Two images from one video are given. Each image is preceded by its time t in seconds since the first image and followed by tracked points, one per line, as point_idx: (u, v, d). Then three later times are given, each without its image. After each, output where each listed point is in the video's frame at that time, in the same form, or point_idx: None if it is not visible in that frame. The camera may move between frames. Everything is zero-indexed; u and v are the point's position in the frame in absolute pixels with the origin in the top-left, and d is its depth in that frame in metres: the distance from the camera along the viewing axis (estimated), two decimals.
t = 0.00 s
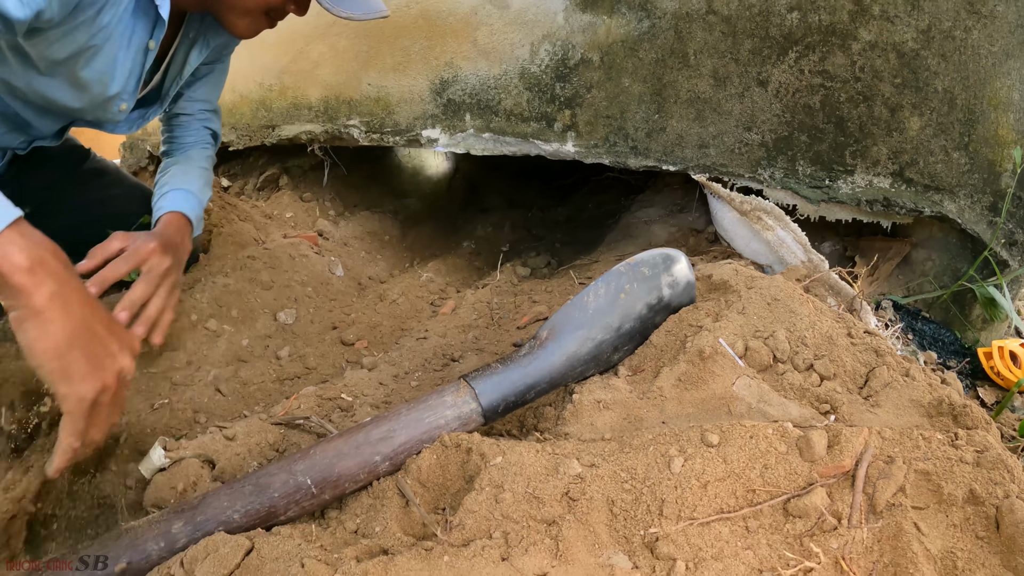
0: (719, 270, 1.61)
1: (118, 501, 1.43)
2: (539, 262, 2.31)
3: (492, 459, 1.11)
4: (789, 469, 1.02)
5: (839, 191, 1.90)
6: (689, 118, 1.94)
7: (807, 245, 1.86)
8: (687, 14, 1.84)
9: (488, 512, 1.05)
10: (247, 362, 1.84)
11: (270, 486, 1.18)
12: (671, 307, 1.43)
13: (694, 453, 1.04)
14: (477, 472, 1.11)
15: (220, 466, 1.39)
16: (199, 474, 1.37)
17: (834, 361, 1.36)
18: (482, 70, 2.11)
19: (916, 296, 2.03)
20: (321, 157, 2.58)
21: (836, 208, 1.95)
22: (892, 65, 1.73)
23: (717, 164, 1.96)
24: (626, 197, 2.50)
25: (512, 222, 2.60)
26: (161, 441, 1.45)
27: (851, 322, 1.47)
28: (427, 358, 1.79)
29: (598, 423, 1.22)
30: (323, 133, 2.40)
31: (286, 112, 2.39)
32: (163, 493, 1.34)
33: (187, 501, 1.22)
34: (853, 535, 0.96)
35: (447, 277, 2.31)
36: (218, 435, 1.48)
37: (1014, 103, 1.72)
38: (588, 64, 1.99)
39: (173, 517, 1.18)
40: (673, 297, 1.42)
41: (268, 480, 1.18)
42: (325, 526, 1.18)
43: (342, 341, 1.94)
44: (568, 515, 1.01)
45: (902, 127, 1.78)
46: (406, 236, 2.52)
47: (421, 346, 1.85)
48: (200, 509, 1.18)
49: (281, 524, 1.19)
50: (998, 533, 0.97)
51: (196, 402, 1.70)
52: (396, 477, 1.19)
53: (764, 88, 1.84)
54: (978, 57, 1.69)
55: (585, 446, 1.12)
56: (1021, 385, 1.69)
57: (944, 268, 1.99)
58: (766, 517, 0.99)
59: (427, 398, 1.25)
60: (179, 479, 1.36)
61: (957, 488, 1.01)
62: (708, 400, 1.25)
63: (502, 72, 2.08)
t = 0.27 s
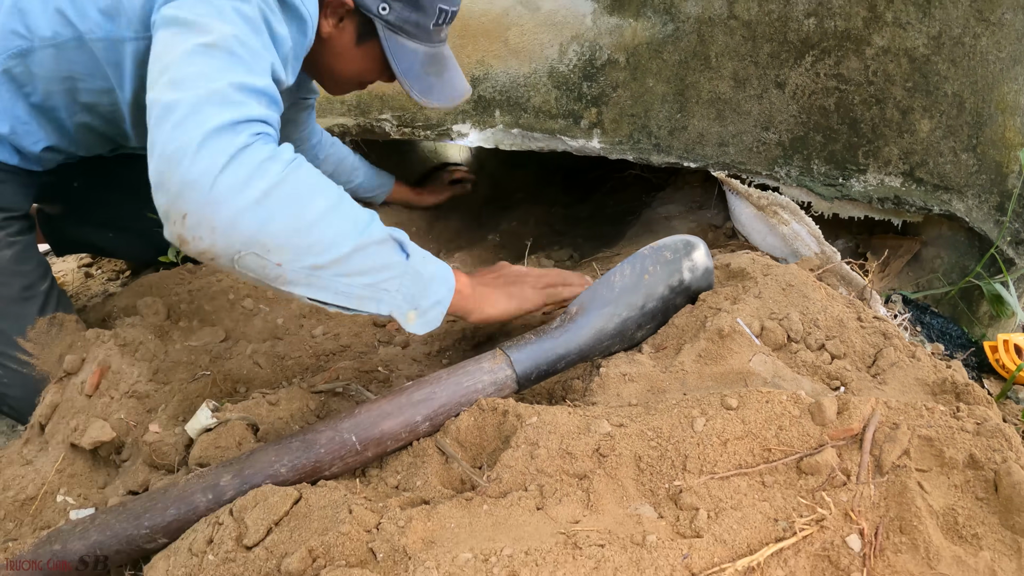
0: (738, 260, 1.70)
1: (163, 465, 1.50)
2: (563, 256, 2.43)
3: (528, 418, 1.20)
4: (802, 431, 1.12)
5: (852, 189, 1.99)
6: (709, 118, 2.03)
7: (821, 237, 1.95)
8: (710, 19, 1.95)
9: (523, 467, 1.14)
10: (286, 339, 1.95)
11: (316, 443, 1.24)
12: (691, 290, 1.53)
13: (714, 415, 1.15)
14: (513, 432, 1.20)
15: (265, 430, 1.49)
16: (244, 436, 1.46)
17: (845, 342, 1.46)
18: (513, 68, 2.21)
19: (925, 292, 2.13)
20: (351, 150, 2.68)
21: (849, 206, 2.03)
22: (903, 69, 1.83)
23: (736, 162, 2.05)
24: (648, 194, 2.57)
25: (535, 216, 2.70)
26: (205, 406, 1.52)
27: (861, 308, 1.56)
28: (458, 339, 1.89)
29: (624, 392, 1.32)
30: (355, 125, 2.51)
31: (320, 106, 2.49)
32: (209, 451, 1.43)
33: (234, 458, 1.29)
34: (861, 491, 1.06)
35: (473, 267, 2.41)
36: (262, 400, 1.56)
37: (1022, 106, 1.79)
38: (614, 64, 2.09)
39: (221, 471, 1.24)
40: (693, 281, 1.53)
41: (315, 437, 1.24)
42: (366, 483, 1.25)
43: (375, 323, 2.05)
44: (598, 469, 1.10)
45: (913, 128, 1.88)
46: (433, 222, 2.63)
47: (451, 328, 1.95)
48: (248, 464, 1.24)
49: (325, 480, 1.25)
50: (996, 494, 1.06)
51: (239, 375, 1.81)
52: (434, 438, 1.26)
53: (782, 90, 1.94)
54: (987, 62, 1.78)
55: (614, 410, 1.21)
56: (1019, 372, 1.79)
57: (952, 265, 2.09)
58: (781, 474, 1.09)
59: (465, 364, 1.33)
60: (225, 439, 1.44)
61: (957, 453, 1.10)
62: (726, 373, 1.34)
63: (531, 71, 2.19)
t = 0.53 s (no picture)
0: (750, 265, 1.76)
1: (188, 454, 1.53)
2: (577, 258, 2.49)
3: (551, 415, 1.25)
4: (811, 431, 1.17)
5: (862, 199, 2.02)
6: (723, 126, 2.08)
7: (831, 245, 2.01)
8: (726, 29, 2.03)
9: (546, 462, 1.18)
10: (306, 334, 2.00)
11: (346, 435, 1.27)
12: (705, 294, 1.59)
13: (729, 415, 1.20)
14: (536, 427, 1.27)
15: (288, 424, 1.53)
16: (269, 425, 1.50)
17: (852, 347, 1.51)
18: (531, 73, 2.26)
19: (931, 300, 2.19)
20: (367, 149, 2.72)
21: (859, 216, 2.07)
22: (914, 82, 1.91)
23: (749, 169, 2.08)
24: (660, 198, 2.61)
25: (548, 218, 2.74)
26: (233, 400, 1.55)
27: (867, 315, 1.62)
28: (475, 337, 1.94)
29: (640, 392, 1.37)
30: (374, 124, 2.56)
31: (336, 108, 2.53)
32: (236, 444, 1.47)
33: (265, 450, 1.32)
34: (866, 489, 1.11)
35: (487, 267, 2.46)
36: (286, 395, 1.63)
37: None
38: (631, 71, 2.15)
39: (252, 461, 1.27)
40: (706, 286, 1.58)
41: (345, 430, 1.27)
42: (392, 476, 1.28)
43: (393, 320, 2.10)
44: (618, 465, 1.16)
45: (922, 140, 1.94)
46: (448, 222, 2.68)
47: (468, 326, 2.01)
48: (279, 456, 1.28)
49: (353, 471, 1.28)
50: (995, 496, 1.12)
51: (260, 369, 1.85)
52: (459, 433, 1.30)
53: (795, 100, 2.00)
54: (996, 77, 1.88)
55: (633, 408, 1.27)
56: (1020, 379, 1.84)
57: (958, 275, 2.16)
58: (791, 472, 1.14)
59: (490, 361, 1.37)
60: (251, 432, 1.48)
61: (958, 455, 1.16)
62: (738, 375, 1.39)
63: (550, 75, 2.24)
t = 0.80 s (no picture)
0: (781, 269, 1.78)
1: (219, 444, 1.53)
2: (600, 255, 2.51)
3: (597, 411, 1.27)
4: (851, 432, 1.19)
5: (888, 206, 2.05)
6: (754, 129, 2.09)
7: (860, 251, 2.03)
8: (760, 32, 2.01)
9: (592, 458, 1.21)
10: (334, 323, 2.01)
11: (389, 428, 1.27)
12: (739, 295, 1.62)
13: (772, 413, 1.22)
14: (582, 423, 1.28)
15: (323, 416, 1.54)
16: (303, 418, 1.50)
17: (883, 351, 1.53)
18: (563, 69, 2.28)
19: (952, 308, 2.20)
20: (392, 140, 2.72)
21: (884, 222, 2.09)
22: (943, 93, 1.89)
23: (778, 173, 2.11)
24: (682, 199, 2.63)
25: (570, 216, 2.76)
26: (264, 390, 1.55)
27: (897, 321, 1.63)
28: (505, 330, 1.96)
29: (679, 390, 1.40)
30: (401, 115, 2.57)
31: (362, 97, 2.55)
32: (269, 435, 1.46)
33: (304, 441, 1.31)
34: (906, 488, 1.13)
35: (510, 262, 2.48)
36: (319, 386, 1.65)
37: None
38: (664, 71, 2.16)
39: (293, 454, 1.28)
40: (741, 287, 1.61)
41: (388, 422, 1.27)
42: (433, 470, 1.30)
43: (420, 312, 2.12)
44: (665, 461, 1.18)
45: (949, 150, 1.94)
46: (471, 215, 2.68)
47: (497, 320, 2.02)
48: (320, 448, 1.28)
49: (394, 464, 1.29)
50: None
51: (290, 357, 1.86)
52: (501, 427, 1.33)
53: (826, 106, 2.00)
54: None
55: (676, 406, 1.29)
56: None
57: (979, 283, 2.17)
58: (831, 471, 1.16)
59: (532, 356, 1.40)
60: (288, 422, 1.48)
61: (990, 458, 1.18)
62: (774, 375, 1.42)
63: (581, 72, 2.26)
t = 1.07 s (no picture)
0: (795, 268, 1.71)
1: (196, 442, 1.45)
2: (603, 250, 2.43)
3: (601, 418, 1.19)
4: (873, 446, 1.12)
5: (903, 205, 1.96)
6: (767, 122, 2.01)
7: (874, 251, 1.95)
8: (775, 22, 1.90)
9: (595, 469, 1.13)
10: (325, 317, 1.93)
11: (376, 435, 1.20)
12: (751, 295, 1.54)
13: (790, 424, 1.14)
14: (585, 431, 1.21)
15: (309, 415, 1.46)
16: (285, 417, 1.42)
17: (902, 358, 1.46)
18: (568, 55, 2.22)
19: (965, 313, 2.13)
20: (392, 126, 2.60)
21: (898, 221, 2.01)
22: (961, 90, 1.77)
23: (789, 168, 2.04)
24: (689, 196, 2.53)
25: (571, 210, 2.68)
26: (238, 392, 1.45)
27: (915, 325, 1.56)
28: (503, 327, 1.88)
29: (687, 396, 1.32)
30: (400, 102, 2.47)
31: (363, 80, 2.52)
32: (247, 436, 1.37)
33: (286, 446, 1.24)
34: (928, 508, 1.03)
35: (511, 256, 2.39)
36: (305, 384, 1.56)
37: None
38: (673, 60, 2.07)
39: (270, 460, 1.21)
40: (753, 287, 1.54)
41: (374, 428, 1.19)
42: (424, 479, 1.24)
43: (416, 306, 2.04)
44: (673, 475, 1.10)
45: (966, 149, 1.82)
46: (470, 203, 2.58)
47: (495, 315, 1.93)
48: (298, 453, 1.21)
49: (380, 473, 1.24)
50: None
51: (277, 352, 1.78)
52: (497, 433, 1.25)
53: (841, 100, 1.91)
54: None
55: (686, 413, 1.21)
56: None
57: (992, 288, 2.08)
58: (852, 488, 1.08)
59: (533, 356, 1.32)
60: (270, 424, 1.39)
61: (1016, 476, 1.08)
62: (789, 382, 1.34)
63: (588, 60, 2.20)
